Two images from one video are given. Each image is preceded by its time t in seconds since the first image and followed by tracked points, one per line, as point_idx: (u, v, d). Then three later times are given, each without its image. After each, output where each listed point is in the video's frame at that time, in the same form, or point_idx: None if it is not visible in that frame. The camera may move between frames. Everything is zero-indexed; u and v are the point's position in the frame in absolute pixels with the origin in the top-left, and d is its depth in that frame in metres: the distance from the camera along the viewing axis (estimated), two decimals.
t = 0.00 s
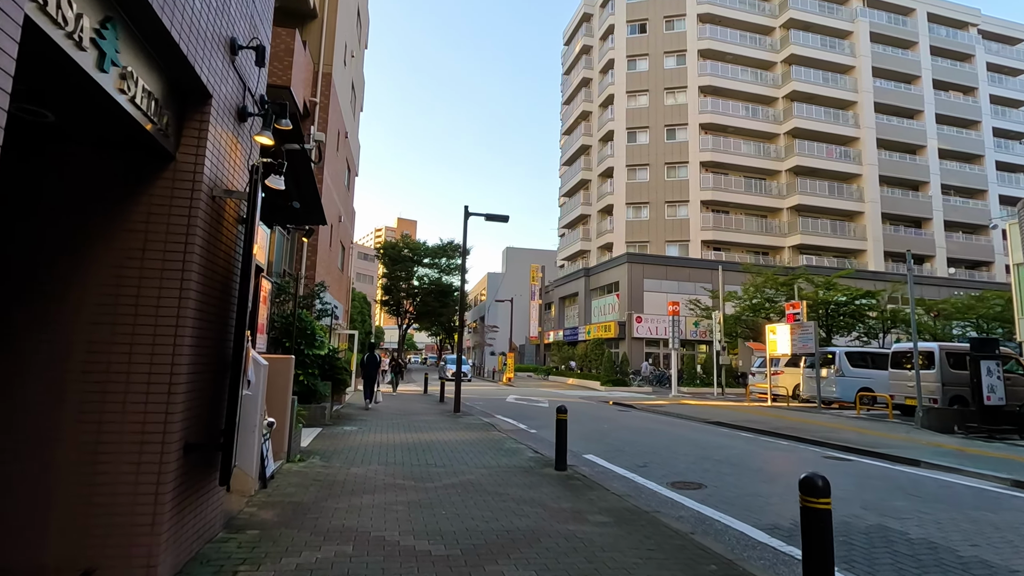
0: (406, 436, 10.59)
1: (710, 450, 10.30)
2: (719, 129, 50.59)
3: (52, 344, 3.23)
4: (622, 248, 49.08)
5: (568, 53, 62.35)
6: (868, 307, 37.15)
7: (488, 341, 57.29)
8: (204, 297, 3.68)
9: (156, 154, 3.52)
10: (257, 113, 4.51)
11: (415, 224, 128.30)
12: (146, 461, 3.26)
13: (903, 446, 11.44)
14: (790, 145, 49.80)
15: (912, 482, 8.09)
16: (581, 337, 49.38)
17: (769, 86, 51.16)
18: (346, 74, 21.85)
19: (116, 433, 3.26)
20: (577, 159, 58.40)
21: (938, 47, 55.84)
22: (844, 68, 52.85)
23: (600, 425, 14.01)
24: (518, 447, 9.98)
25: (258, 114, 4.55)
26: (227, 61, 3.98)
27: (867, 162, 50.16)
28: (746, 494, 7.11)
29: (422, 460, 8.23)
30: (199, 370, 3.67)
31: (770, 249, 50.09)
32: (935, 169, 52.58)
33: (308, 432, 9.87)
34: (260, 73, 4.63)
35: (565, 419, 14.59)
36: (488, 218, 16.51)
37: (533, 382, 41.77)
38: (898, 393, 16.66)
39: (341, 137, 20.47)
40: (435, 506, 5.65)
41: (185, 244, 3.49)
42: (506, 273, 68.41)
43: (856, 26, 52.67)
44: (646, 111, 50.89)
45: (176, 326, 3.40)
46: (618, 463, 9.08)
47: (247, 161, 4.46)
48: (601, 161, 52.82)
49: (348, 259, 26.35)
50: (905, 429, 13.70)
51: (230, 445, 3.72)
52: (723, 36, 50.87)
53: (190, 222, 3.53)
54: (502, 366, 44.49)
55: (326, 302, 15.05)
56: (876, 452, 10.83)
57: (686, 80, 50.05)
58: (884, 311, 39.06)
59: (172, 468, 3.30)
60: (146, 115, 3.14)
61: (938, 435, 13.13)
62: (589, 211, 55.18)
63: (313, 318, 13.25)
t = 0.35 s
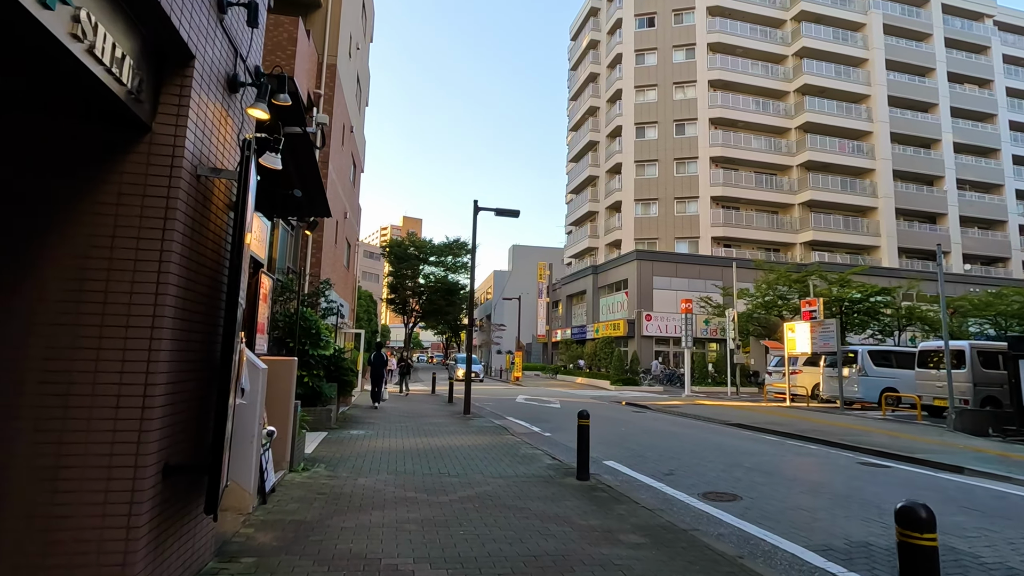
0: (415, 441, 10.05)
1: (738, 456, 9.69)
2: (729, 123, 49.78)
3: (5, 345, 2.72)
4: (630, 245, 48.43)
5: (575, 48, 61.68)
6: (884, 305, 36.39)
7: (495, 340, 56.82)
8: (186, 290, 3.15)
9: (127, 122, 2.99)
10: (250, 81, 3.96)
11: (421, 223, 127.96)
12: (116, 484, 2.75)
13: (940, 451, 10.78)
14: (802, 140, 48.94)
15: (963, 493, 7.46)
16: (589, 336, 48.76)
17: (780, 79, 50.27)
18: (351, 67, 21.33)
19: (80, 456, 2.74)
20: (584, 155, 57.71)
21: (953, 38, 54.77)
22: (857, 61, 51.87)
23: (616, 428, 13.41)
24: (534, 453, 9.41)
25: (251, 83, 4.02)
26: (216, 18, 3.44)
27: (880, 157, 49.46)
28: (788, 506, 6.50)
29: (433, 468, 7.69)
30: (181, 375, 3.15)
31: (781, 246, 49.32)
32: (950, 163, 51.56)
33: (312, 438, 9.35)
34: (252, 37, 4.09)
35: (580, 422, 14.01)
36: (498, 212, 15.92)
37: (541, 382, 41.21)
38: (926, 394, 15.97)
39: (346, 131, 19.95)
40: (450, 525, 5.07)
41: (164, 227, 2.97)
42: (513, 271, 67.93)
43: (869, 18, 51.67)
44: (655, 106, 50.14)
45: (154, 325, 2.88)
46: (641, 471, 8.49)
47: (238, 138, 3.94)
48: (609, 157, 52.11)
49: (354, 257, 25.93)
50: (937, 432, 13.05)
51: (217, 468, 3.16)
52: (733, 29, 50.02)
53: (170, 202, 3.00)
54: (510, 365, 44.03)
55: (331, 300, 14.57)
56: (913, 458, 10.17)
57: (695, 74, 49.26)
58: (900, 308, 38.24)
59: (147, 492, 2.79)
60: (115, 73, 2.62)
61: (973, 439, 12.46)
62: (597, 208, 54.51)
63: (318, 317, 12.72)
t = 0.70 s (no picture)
0: (421, 444, 9.51)
1: (765, 462, 9.05)
2: (737, 119, 49.05)
3: None
4: (637, 243, 47.80)
5: (581, 44, 61.05)
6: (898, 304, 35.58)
7: (500, 339, 56.29)
8: (138, 274, 2.72)
9: (67, 62, 2.56)
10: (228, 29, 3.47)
11: (424, 222, 127.38)
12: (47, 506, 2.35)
13: (979, 457, 10.12)
14: (811, 136, 48.15)
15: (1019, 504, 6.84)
16: (596, 335, 48.10)
17: (789, 74, 49.50)
18: (354, 58, 20.79)
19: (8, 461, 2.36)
20: (590, 152, 57.04)
21: (965, 32, 53.84)
22: (868, 55, 51.05)
23: (631, 431, 12.77)
24: (547, 458, 8.80)
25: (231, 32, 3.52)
26: None
27: (892, 152, 48.56)
28: (834, 520, 5.89)
29: (439, 474, 7.17)
30: (131, 376, 2.74)
31: (791, 243, 48.55)
32: (963, 159, 50.62)
33: (310, 442, 8.77)
34: None
35: (592, 424, 13.42)
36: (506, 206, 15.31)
37: (547, 381, 40.59)
38: (953, 395, 15.30)
39: (349, 123, 19.41)
40: (462, 548, 4.43)
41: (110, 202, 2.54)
42: (518, 270, 67.37)
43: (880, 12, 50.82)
44: (662, 102, 49.45)
45: (96, 319, 2.47)
46: (665, 479, 7.88)
47: (211, 94, 3.46)
48: (616, 154, 51.42)
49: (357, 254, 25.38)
50: (969, 436, 12.38)
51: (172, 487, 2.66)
52: (741, 23, 49.29)
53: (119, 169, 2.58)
54: (515, 365, 43.48)
55: (333, 297, 14.01)
56: (952, 464, 9.52)
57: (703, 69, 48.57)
58: (914, 306, 37.47)
59: (85, 516, 2.38)
60: None
61: (1009, 443, 11.79)
62: (603, 206, 53.85)
63: (318, 314, 12.15)
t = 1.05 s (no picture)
0: (434, 450, 8.94)
1: (797, 468, 8.47)
2: (746, 117, 48.38)
3: None
4: (644, 243, 47.16)
5: (586, 42, 60.50)
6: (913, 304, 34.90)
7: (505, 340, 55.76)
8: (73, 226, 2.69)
9: None
10: None
11: (428, 223, 126.91)
12: None
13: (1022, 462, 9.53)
14: (821, 133, 47.45)
15: None
16: (603, 335, 47.49)
17: (798, 71, 48.82)
18: (358, 52, 20.32)
19: None
20: (596, 151, 56.44)
21: (977, 28, 53.03)
22: (878, 52, 50.32)
23: (648, 434, 12.19)
24: (563, 465, 8.25)
25: None
26: None
27: (903, 150, 47.81)
28: (887, 537, 5.34)
29: (450, 485, 6.60)
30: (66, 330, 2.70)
31: (801, 243, 47.81)
32: (976, 156, 49.82)
33: (311, 448, 8.27)
34: None
35: (607, 428, 12.86)
36: (515, 201, 14.76)
37: (554, 383, 40.07)
38: (982, 397, 14.67)
39: (353, 118, 18.92)
40: None
41: (40, 146, 2.53)
42: (523, 270, 66.84)
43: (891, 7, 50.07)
44: (669, 99, 48.84)
45: (25, 261, 2.44)
46: (693, 488, 7.31)
47: (178, 26, 3.74)
48: (622, 153, 50.79)
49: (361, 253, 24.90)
50: (1004, 440, 11.77)
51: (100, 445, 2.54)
52: (749, 20, 48.62)
53: (52, 112, 2.56)
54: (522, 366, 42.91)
55: (336, 296, 13.50)
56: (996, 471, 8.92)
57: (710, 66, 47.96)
58: (928, 305, 36.70)
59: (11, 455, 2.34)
60: None
61: None
62: (610, 205, 53.25)
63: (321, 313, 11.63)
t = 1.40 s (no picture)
0: (446, 459, 8.37)
1: (832, 478, 7.92)
2: (752, 113, 47.74)
3: None
4: (649, 240, 46.59)
5: (589, 38, 59.83)
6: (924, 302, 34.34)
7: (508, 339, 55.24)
8: None
9: None
10: None
11: (429, 221, 126.32)
12: None
13: None
14: (828, 129, 46.83)
15: None
16: (607, 334, 46.93)
17: (805, 66, 48.17)
18: (359, 44, 19.78)
19: None
20: (600, 148, 55.80)
21: (986, 22, 52.32)
22: (886, 46, 49.66)
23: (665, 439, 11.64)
24: (583, 476, 7.68)
25: None
26: None
27: (911, 146, 47.20)
28: (953, 561, 4.82)
29: (463, 500, 6.04)
30: None
31: (807, 240, 47.21)
32: (985, 152, 49.18)
33: (312, 457, 7.76)
34: None
35: (621, 432, 12.32)
36: (524, 195, 14.20)
37: (559, 383, 39.55)
38: (1010, 399, 14.12)
39: (354, 111, 18.38)
40: None
41: None
42: (525, 268, 66.34)
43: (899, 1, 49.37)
44: (674, 95, 48.22)
45: None
46: (725, 501, 6.77)
47: None
48: (626, 149, 50.16)
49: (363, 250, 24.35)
50: None
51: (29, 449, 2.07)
52: (756, 14, 47.95)
53: None
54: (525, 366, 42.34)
55: (338, 294, 12.97)
56: None
57: (716, 61, 47.31)
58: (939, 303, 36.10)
59: None
60: None
61: None
62: (614, 202, 52.65)
63: (322, 312, 11.05)
